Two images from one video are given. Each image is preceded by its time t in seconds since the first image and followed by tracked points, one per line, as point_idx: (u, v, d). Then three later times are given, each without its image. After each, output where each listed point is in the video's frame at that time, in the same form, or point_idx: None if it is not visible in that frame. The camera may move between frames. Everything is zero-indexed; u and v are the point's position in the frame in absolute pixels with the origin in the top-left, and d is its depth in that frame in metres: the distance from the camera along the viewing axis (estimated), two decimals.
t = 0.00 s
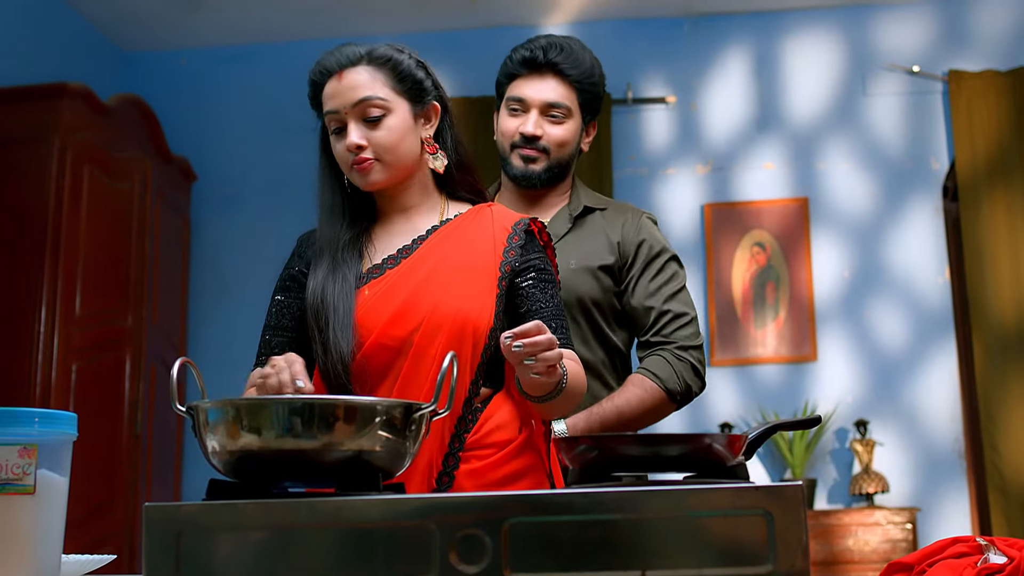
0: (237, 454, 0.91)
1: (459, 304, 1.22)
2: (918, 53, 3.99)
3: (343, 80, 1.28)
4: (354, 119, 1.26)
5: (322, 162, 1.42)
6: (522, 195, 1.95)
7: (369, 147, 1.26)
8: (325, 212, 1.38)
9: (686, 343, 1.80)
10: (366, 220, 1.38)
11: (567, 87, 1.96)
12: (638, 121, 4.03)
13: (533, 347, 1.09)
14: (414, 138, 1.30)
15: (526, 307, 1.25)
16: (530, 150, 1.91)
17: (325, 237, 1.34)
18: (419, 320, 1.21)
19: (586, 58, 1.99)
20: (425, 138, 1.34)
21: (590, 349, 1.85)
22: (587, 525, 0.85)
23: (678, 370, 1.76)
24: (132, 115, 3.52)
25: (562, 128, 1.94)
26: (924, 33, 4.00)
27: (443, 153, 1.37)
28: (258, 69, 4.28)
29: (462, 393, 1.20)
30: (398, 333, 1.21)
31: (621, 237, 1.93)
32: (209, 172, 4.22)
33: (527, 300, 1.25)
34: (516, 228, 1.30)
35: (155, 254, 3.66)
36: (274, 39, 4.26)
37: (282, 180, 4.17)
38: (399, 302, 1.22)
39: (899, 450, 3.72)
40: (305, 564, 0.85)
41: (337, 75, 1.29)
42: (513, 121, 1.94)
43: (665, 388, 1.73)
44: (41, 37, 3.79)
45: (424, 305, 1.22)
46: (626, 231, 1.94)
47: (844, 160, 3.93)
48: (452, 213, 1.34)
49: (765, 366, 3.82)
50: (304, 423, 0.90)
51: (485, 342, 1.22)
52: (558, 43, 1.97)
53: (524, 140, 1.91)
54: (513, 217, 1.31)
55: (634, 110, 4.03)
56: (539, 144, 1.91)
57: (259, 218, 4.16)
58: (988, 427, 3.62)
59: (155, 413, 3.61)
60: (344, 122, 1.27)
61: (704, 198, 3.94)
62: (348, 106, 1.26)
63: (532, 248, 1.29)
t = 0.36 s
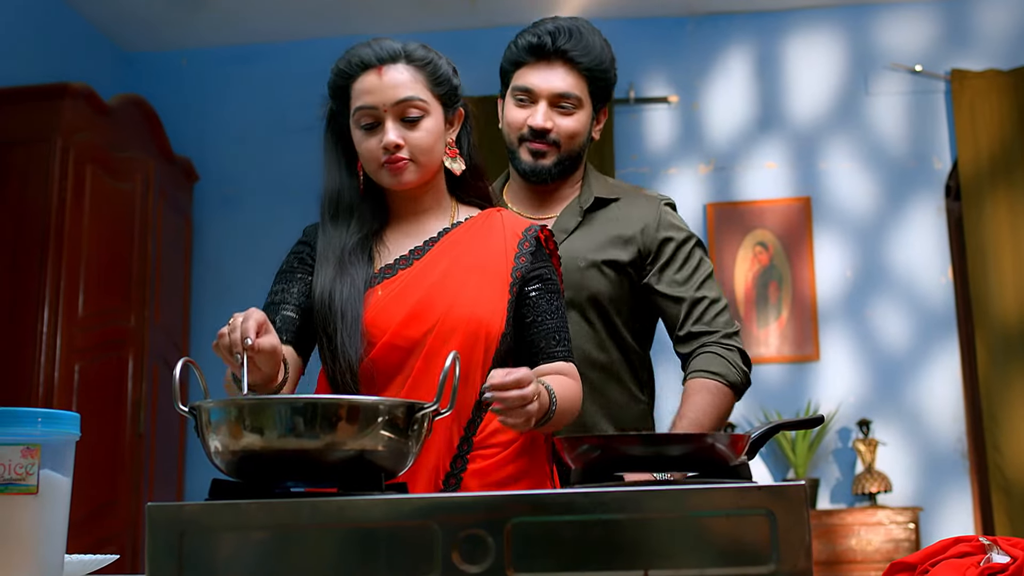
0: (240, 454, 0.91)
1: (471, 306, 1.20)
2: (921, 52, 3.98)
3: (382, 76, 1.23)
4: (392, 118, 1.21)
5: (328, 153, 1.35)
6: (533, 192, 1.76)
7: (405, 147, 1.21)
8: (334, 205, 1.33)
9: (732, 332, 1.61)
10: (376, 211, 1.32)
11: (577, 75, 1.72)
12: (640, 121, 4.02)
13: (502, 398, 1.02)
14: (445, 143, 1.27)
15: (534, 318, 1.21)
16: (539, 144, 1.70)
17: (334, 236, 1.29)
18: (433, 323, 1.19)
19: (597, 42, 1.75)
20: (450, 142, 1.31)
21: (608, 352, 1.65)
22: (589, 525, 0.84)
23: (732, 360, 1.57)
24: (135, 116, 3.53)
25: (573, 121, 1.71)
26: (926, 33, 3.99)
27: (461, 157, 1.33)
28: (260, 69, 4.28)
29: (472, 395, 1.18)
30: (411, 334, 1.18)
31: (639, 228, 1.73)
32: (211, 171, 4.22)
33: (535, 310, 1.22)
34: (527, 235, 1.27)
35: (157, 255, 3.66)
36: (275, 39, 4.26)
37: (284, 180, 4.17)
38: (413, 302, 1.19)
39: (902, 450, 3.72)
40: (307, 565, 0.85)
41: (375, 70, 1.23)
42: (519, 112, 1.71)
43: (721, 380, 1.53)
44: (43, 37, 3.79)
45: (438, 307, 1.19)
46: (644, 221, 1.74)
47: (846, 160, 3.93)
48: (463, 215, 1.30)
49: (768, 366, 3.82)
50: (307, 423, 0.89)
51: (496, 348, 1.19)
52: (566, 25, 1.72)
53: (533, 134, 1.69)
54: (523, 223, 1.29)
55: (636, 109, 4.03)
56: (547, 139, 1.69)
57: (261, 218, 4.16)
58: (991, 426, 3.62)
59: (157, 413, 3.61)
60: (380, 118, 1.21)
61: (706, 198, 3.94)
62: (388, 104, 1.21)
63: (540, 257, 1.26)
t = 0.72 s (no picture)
0: (241, 454, 0.90)
1: (488, 314, 1.19)
2: (921, 52, 3.98)
3: (425, 75, 1.23)
4: (430, 118, 1.21)
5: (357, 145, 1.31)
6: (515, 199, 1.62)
7: (441, 149, 1.22)
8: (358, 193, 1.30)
9: (664, 364, 1.49)
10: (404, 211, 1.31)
11: (584, 84, 1.55)
12: (641, 121, 4.02)
13: (482, 426, 1.05)
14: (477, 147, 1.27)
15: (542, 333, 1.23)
16: (533, 157, 1.54)
17: (362, 235, 1.26)
18: (452, 328, 1.18)
19: (610, 47, 1.58)
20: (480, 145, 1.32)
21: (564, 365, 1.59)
22: (591, 525, 0.84)
23: (655, 394, 1.45)
24: (137, 116, 3.53)
25: (573, 135, 1.56)
26: (927, 33, 3.99)
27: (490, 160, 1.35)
28: (260, 70, 4.28)
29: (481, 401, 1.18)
30: (429, 338, 1.17)
31: (614, 239, 1.61)
32: (212, 172, 4.22)
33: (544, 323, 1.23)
34: (544, 246, 1.27)
35: (158, 255, 3.67)
36: (275, 39, 4.26)
37: (285, 181, 4.17)
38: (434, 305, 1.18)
39: (903, 450, 3.72)
40: (309, 566, 0.84)
41: (418, 68, 1.23)
42: (517, 117, 1.54)
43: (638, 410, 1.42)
44: (44, 38, 3.80)
45: (457, 312, 1.19)
46: (621, 233, 1.62)
47: (847, 160, 3.93)
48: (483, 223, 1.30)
49: (769, 366, 3.81)
50: (308, 423, 0.89)
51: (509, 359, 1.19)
52: (580, 27, 1.54)
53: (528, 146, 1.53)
54: (540, 234, 1.29)
55: (638, 110, 4.03)
56: (545, 154, 1.53)
57: (262, 218, 4.16)
58: (992, 427, 3.62)
59: (159, 413, 3.61)
60: (417, 117, 1.21)
61: (708, 198, 3.94)
62: (429, 105, 1.21)
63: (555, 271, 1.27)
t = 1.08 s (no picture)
0: (244, 455, 0.90)
1: (470, 315, 1.20)
2: (924, 52, 3.98)
3: (493, 75, 1.21)
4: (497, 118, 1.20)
5: (367, 137, 1.24)
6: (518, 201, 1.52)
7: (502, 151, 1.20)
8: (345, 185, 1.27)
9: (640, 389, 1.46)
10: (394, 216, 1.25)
11: (603, 112, 1.53)
12: (644, 121, 4.02)
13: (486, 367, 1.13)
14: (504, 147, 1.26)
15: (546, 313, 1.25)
16: (541, 175, 1.52)
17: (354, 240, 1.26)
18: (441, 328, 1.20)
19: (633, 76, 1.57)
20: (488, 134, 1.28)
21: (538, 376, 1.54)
22: (595, 525, 0.84)
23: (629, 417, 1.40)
24: (140, 117, 3.54)
25: (585, 162, 1.54)
26: (931, 34, 3.99)
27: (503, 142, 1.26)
28: (263, 70, 4.29)
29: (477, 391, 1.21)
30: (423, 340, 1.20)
31: (606, 259, 1.56)
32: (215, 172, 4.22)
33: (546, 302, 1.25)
34: (533, 227, 1.29)
35: (161, 256, 3.67)
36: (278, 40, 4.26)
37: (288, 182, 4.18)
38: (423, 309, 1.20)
39: (906, 450, 3.72)
40: (312, 566, 0.84)
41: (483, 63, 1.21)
42: (530, 136, 1.51)
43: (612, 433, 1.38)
44: (46, 38, 3.80)
45: (447, 312, 1.20)
46: (613, 250, 1.57)
47: (851, 160, 3.93)
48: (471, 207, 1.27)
49: (772, 367, 3.81)
50: (311, 424, 0.89)
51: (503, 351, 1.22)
52: (608, 52, 1.53)
53: (539, 163, 1.51)
54: (527, 213, 1.30)
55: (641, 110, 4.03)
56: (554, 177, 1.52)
57: (265, 219, 4.17)
58: (996, 428, 3.61)
59: (162, 413, 3.61)
60: (485, 115, 1.19)
61: (711, 199, 3.93)
62: (500, 103, 1.20)
63: (548, 249, 1.29)
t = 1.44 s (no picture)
0: (247, 455, 0.90)
1: (465, 316, 1.10)
2: (926, 52, 3.97)
3: (511, 89, 1.10)
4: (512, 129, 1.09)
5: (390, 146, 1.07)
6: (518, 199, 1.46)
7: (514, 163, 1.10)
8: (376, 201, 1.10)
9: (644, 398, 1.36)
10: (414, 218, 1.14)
11: (598, 105, 1.43)
12: (647, 121, 4.02)
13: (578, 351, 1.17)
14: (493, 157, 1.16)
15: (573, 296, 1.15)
16: (535, 171, 1.44)
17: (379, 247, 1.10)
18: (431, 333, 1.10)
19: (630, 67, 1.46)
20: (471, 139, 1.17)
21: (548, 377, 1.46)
22: (597, 526, 0.84)
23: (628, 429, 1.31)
24: (141, 117, 3.54)
25: (582, 157, 1.43)
26: (933, 33, 3.99)
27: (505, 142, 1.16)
28: (265, 71, 4.29)
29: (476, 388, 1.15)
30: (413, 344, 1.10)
31: (617, 260, 1.47)
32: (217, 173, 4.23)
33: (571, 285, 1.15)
34: (531, 220, 1.16)
35: (163, 256, 3.67)
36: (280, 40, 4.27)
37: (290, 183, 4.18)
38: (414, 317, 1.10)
39: (908, 451, 3.71)
40: (315, 568, 0.84)
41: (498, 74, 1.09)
42: (524, 129, 1.42)
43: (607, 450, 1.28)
44: (49, 39, 3.80)
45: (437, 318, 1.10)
46: (624, 252, 1.48)
47: (853, 161, 3.92)
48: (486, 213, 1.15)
49: (774, 367, 3.81)
50: (314, 424, 0.88)
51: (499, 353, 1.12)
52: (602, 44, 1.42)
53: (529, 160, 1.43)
54: (526, 206, 1.17)
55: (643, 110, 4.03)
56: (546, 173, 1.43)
57: (266, 219, 4.18)
58: (998, 427, 3.61)
59: (164, 413, 3.62)
60: (505, 127, 1.08)
61: (713, 199, 3.93)
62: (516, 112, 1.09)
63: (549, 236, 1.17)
